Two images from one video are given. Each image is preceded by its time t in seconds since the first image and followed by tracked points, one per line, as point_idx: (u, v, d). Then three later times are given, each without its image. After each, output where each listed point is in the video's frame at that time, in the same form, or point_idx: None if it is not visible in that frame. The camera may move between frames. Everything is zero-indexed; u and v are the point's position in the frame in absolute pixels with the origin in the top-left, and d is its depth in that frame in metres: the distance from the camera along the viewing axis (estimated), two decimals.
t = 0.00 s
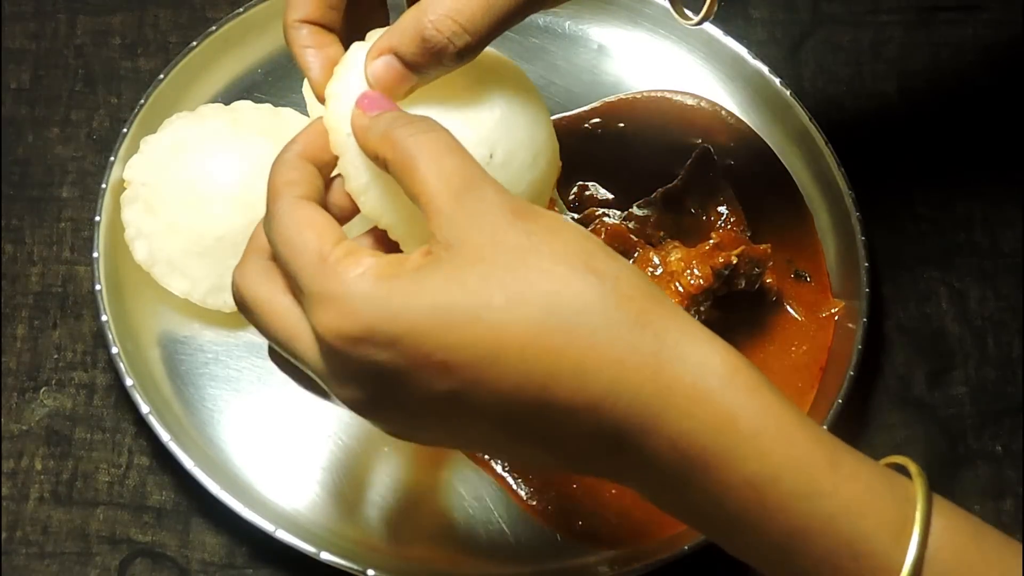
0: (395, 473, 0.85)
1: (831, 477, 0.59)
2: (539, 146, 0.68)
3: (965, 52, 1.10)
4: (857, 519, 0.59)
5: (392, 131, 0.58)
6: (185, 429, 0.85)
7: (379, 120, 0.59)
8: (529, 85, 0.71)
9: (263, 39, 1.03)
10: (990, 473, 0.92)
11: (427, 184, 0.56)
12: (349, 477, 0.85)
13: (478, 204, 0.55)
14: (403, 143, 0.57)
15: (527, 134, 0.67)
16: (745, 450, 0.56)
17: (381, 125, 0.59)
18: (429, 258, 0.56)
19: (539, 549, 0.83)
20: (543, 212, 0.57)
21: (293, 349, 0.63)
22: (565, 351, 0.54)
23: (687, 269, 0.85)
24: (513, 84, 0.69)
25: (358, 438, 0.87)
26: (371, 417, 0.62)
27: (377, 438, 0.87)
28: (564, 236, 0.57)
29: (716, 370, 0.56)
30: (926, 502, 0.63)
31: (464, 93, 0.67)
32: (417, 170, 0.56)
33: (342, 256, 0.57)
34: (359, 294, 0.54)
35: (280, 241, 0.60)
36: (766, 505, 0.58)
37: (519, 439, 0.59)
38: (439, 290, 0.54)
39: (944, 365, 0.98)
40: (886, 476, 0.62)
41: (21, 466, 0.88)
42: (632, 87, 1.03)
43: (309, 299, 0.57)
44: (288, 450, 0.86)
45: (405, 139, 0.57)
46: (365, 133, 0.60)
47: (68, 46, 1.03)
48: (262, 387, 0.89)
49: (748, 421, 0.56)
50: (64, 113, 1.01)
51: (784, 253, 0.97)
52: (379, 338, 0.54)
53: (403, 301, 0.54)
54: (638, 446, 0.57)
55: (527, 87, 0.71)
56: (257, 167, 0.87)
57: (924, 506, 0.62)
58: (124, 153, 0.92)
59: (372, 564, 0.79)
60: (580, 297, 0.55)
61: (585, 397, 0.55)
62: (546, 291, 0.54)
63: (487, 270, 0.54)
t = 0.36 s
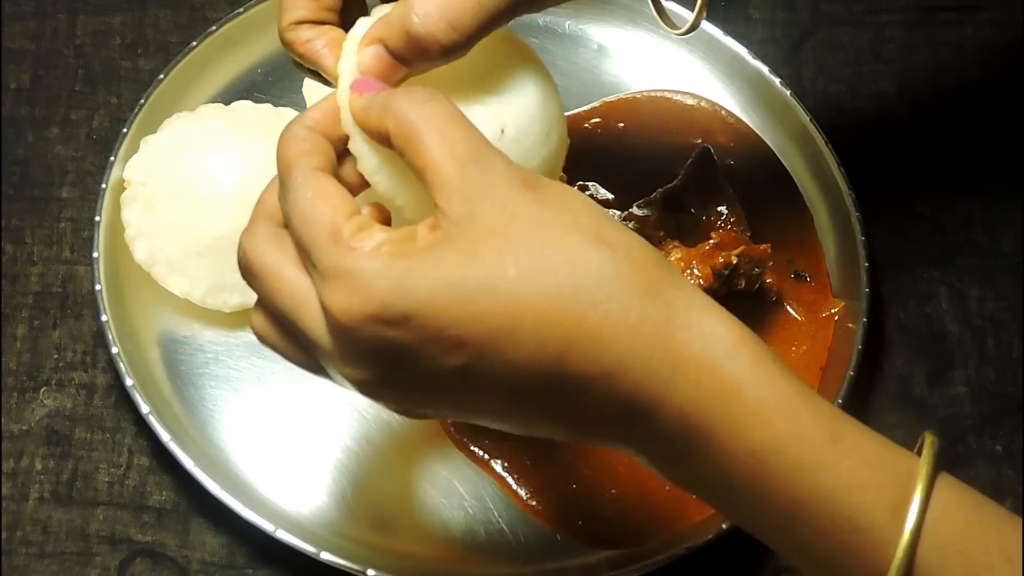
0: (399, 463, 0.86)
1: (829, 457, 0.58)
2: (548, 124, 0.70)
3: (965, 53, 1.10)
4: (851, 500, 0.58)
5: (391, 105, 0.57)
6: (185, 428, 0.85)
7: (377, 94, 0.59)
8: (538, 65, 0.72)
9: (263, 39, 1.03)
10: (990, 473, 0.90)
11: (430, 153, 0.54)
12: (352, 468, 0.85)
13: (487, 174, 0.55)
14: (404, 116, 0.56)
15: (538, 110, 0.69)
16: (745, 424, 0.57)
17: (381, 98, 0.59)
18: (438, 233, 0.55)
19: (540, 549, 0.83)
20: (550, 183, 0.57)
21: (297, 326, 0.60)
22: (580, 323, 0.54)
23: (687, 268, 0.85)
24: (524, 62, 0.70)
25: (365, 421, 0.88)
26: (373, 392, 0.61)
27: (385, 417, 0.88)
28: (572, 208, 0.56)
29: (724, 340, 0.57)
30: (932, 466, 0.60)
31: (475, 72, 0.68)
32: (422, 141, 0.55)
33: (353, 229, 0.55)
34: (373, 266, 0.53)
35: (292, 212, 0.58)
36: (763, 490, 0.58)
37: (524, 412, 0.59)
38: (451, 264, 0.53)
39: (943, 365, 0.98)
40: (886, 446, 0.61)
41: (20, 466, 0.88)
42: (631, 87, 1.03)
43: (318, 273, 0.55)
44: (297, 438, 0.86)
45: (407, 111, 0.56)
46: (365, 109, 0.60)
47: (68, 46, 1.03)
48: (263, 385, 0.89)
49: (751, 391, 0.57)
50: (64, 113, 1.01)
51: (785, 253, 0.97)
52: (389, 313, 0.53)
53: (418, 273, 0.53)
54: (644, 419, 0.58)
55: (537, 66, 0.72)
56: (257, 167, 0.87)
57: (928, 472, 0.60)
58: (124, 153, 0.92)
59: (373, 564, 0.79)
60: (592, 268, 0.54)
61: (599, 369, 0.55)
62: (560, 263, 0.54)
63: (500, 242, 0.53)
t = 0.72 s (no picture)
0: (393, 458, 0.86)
1: (829, 452, 0.58)
2: (549, 93, 0.66)
3: (965, 53, 1.11)
4: (848, 492, 0.58)
5: (371, 100, 0.57)
6: (185, 428, 0.85)
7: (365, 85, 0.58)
8: (541, 35, 0.69)
9: (263, 38, 1.03)
10: (989, 473, 0.92)
11: (411, 149, 0.55)
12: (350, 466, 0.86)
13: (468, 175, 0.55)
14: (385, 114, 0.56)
15: (537, 81, 0.66)
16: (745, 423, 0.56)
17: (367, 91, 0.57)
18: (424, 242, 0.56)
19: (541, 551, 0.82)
20: (536, 178, 0.57)
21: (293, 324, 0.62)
22: (562, 336, 0.55)
23: (687, 268, 0.85)
24: (521, 32, 0.67)
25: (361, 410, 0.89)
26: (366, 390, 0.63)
27: (381, 416, 0.88)
28: (557, 206, 0.56)
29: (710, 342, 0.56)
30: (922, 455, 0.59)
31: (470, 47, 0.66)
32: (403, 142, 0.55)
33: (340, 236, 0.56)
34: (359, 283, 0.54)
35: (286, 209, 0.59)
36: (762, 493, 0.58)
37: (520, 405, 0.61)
38: (433, 277, 0.54)
39: (944, 364, 0.98)
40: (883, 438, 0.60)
41: (20, 466, 0.88)
42: (631, 87, 1.03)
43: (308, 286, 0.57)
44: (282, 438, 0.86)
45: (387, 108, 0.56)
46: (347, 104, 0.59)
47: (68, 46, 1.03)
48: (262, 386, 0.89)
49: (740, 399, 0.56)
50: (64, 113, 1.01)
51: (785, 252, 0.96)
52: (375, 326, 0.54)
53: (403, 290, 0.54)
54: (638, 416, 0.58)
55: (538, 36, 0.69)
56: (257, 167, 0.88)
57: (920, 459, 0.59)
58: (124, 153, 0.92)
59: (374, 564, 0.79)
60: (573, 276, 0.55)
61: (582, 376, 0.56)
62: (540, 272, 0.55)
63: (481, 251, 0.54)
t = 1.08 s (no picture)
0: (390, 461, 0.86)
1: (827, 451, 0.58)
2: (543, 89, 0.66)
3: (965, 54, 1.11)
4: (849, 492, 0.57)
5: (359, 115, 0.57)
6: (185, 428, 0.85)
7: (352, 94, 0.58)
8: (535, 31, 0.69)
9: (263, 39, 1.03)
10: (989, 473, 0.92)
11: (398, 166, 0.56)
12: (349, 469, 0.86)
13: (448, 195, 0.55)
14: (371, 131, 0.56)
15: (530, 76, 0.66)
16: (744, 420, 0.56)
17: (355, 102, 0.57)
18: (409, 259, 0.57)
19: (541, 551, 0.82)
20: (516, 190, 0.57)
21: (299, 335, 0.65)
22: (542, 357, 0.57)
23: (687, 269, 0.85)
24: (514, 27, 0.68)
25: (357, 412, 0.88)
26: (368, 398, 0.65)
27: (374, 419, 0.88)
28: (539, 222, 0.56)
29: (694, 356, 0.57)
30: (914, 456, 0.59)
31: (462, 46, 0.67)
32: (388, 161, 0.56)
33: (327, 256, 0.58)
34: (343, 308, 0.56)
35: (280, 224, 0.60)
36: (765, 494, 0.58)
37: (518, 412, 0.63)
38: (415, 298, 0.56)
39: (944, 365, 0.98)
40: (874, 444, 0.60)
41: (20, 466, 0.88)
42: (631, 87, 1.03)
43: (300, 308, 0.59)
44: (275, 439, 0.86)
45: (373, 124, 0.56)
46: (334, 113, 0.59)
47: (69, 46, 1.03)
48: (262, 386, 0.89)
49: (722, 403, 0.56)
50: (64, 113, 1.01)
51: (785, 252, 0.96)
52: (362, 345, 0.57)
53: (385, 316, 0.56)
54: (634, 415, 0.58)
55: (532, 31, 0.69)
56: (257, 167, 0.88)
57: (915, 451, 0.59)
58: (124, 153, 0.92)
59: (374, 564, 0.79)
60: (550, 298, 0.56)
61: (563, 391, 0.58)
62: (518, 293, 0.56)
63: (461, 274, 0.56)
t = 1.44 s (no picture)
0: (385, 467, 0.86)
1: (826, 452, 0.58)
2: (534, 82, 0.67)
3: (965, 54, 1.11)
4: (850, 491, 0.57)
5: (336, 121, 0.58)
6: (185, 428, 0.85)
7: (328, 97, 0.58)
8: (528, 22, 0.70)
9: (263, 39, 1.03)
10: (990, 473, 0.93)
11: (372, 172, 0.57)
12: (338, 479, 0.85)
13: (413, 210, 0.56)
14: (347, 134, 0.58)
15: (522, 70, 0.67)
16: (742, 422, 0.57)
17: (331, 108, 0.58)
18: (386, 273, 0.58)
19: (541, 551, 0.82)
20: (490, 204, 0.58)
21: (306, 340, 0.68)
22: (514, 370, 0.58)
23: (687, 269, 0.85)
24: (507, 19, 0.68)
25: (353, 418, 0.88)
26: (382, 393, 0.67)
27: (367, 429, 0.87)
28: (506, 234, 0.57)
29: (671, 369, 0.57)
30: (901, 453, 0.59)
31: (455, 34, 0.67)
32: (361, 170, 0.57)
33: (306, 268, 0.60)
34: (320, 321, 0.58)
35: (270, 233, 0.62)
36: (769, 493, 0.57)
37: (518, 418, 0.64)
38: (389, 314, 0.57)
39: (944, 365, 0.98)
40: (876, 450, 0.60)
41: (20, 466, 0.88)
42: (631, 87, 1.03)
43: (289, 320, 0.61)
44: (268, 439, 0.86)
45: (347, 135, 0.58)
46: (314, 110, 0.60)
47: (68, 46, 1.03)
48: (262, 386, 0.88)
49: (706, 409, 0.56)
50: (64, 113, 1.01)
51: (785, 252, 0.96)
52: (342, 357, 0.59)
53: (360, 332, 0.58)
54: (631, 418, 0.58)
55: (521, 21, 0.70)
56: (256, 166, 0.87)
57: (897, 453, 0.59)
58: (124, 153, 0.92)
59: (374, 565, 0.79)
60: (516, 311, 0.56)
61: (542, 401, 0.60)
62: (486, 307, 0.56)
63: (429, 290, 0.57)
